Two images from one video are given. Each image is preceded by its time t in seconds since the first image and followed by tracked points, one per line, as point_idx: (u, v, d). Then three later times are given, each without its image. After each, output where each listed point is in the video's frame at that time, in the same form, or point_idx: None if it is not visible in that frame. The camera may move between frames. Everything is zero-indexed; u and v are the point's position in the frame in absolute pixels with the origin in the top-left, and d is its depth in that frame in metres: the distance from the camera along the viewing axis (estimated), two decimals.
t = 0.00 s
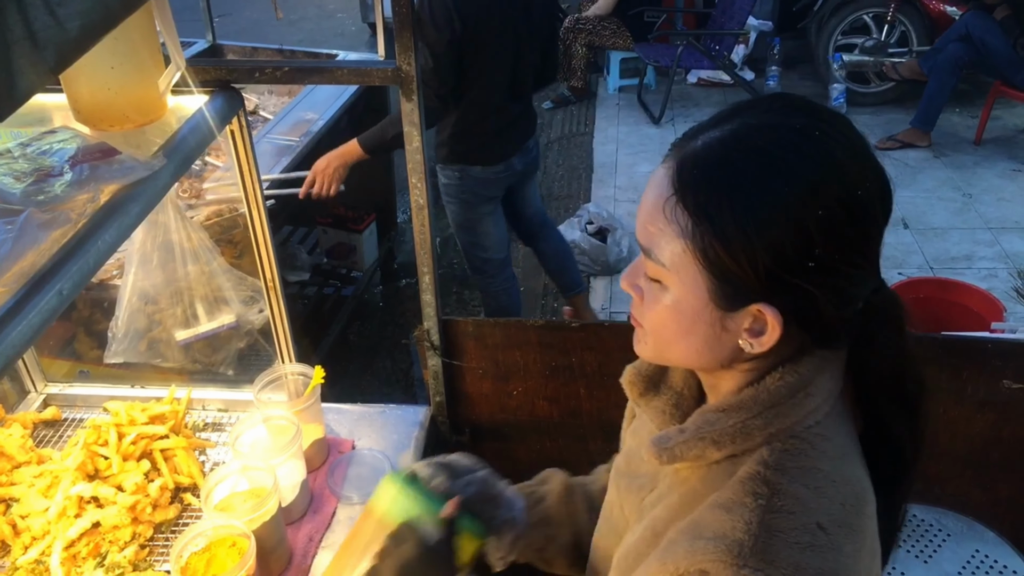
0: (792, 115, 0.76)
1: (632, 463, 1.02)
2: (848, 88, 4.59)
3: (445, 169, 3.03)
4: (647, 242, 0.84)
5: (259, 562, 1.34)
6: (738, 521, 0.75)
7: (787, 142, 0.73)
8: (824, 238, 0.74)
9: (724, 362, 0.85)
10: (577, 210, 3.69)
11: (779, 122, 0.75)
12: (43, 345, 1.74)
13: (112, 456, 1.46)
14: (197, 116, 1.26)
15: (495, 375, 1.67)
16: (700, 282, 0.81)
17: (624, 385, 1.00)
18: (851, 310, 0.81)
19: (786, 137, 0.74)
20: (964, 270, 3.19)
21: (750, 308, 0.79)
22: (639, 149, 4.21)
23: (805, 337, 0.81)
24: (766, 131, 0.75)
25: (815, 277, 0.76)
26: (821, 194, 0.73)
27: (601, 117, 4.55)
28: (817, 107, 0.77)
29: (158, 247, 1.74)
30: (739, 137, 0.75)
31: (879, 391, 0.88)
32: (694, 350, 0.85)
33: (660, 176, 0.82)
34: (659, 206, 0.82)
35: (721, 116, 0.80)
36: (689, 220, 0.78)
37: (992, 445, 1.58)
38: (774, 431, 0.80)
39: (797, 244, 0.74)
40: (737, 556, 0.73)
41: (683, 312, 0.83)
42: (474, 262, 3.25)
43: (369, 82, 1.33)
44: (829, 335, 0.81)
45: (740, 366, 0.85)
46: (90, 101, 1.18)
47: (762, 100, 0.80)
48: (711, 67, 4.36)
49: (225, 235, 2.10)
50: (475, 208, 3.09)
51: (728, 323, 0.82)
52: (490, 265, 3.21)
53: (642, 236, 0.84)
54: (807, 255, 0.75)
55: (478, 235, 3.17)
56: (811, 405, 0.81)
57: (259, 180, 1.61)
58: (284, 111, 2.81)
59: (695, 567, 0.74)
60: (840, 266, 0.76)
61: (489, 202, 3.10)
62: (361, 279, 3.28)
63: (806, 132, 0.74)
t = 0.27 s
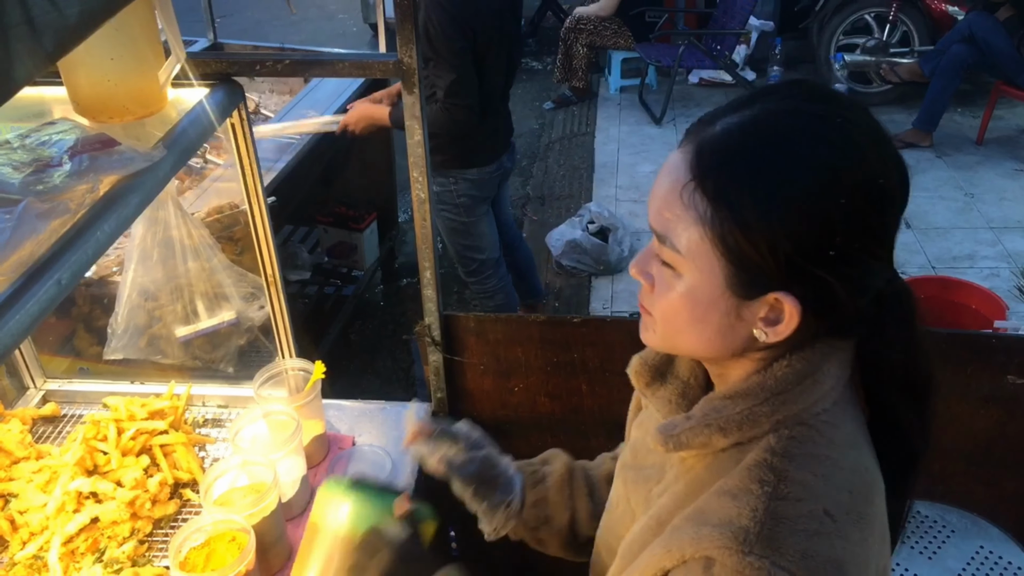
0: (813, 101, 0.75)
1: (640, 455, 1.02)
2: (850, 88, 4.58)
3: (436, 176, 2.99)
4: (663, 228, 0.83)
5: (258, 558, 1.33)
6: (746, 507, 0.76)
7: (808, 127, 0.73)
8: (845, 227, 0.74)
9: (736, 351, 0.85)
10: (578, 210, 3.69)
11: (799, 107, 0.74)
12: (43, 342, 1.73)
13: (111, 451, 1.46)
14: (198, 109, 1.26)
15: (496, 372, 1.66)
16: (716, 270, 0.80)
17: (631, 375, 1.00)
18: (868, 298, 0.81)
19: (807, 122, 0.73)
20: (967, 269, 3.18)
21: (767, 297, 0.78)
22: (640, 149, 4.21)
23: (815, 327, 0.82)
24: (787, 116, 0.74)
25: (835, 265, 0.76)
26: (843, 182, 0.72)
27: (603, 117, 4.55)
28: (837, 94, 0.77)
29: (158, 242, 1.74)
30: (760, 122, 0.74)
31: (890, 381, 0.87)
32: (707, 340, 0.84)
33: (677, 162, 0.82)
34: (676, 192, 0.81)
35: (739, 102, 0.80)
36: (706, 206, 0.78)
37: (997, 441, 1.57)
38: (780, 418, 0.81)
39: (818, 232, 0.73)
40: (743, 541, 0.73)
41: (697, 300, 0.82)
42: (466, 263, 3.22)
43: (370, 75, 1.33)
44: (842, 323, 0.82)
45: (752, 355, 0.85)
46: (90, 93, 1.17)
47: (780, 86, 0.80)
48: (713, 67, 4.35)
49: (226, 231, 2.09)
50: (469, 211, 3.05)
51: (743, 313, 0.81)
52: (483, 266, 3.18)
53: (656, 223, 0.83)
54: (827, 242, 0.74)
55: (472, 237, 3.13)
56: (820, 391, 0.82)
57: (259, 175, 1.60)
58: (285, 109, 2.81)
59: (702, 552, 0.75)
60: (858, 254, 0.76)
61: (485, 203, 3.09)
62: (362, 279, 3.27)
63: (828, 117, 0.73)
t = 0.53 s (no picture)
0: (837, 61, 0.73)
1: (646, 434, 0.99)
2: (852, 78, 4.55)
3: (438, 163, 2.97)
4: (679, 193, 0.81)
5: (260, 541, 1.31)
6: (769, 480, 0.73)
7: (833, 87, 0.71)
8: (872, 190, 0.72)
9: (752, 323, 0.82)
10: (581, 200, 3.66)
11: (823, 67, 0.73)
12: (40, 326, 1.71)
13: (111, 435, 1.44)
14: (197, 85, 1.24)
15: (500, 356, 1.64)
16: (735, 237, 0.78)
17: (641, 349, 0.98)
18: (891, 270, 0.79)
19: (832, 82, 0.71)
20: (971, 258, 3.16)
21: (788, 264, 0.76)
22: (642, 139, 4.18)
23: (837, 297, 0.79)
24: (811, 76, 0.72)
25: (860, 230, 0.74)
26: (870, 142, 0.70)
27: (604, 108, 4.52)
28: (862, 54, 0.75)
29: (157, 227, 1.73)
30: (783, 82, 0.73)
31: (910, 354, 0.85)
32: (724, 310, 0.82)
33: (695, 125, 0.79)
34: (694, 156, 0.79)
35: (760, 63, 0.78)
36: (727, 170, 0.76)
37: (1008, 424, 1.55)
38: (802, 391, 0.78)
39: (844, 195, 0.71)
40: (767, 514, 0.71)
41: (715, 269, 0.80)
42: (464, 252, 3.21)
43: (372, 52, 1.30)
44: (867, 294, 0.79)
45: (773, 328, 0.82)
46: (88, 68, 1.15)
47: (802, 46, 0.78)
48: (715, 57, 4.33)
49: (226, 217, 2.06)
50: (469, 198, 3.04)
51: (763, 281, 0.79)
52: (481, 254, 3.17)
53: (673, 189, 0.81)
54: (854, 205, 0.72)
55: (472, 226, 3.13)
56: (845, 362, 0.79)
57: (260, 155, 1.58)
58: (284, 96, 2.78)
59: (723, 527, 0.72)
60: (885, 219, 0.74)
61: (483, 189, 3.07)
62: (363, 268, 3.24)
63: (854, 77, 0.72)
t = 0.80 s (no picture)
0: (857, 5, 0.70)
1: (666, 406, 0.96)
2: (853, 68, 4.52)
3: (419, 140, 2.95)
4: (696, 156, 0.77)
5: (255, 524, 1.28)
6: (799, 450, 0.70)
7: (854, 35, 0.67)
8: (899, 144, 0.68)
9: (780, 291, 0.79)
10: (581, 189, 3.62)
11: (841, 13, 0.69)
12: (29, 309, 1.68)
13: (101, 417, 1.40)
14: (189, 55, 1.19)
15: (501, 337, 1.61)
16: (757, 199, 0.74)
17: (660, 318, 0.94)
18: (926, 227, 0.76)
19: (853, 29, 0.68)
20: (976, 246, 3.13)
21: (815, 225, 0.73)
22: (642, 129, 4.15)
23: (871, 257, 0.75)
24: (830, 23, 0.68)
25: (889, 186, 0.70)
26: (895, 92, 0.67)
27: (603, 97, 4.48)
28: None
29: (149, 208, 1.74)
30: (801, 32, 0.69)
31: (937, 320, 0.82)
32: (748, 280, 0.78)
33: (709, 84, 0.76)
34: (710, 116, 0.75)
35: (774, 13, 0.74)
36: (746, 129, 0.72)
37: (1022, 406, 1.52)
38: (836, 356, 0.75)
39: (870, 151, 0.68)
40: (800, 484, 0.68)
41: (737, 235, 0.76)
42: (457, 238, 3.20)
43: (369, 21, 1.25)
44: (898, 254, 0.76)
45: (801, 293, 0.79)
46: (75, 34, 1.11)
47: None
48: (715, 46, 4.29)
49: (221, 199, 2.02)
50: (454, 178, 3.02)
51: (789, 244, 0.75)
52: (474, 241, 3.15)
53: (689, 152, 0.78)
54: (881, 160, 0.68)
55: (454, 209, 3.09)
56: (880, 330, 0.76)
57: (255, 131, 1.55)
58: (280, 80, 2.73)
59: (751, 497, 0.70)
60: (915, 174, 0.70)
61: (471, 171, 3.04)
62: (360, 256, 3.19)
63: (877, 23, 0.68)
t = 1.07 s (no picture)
0: None
1: (681, 389, 0.97)
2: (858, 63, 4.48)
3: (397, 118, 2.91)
4: (711, 132, 0.74)
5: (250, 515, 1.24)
6: (832, 431, 0.70)
7: None
8: (931, 94, 0.65)
9: (815, 263, 0.76)
10: (583, 183, 3.59)
11: None
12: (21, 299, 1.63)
13: (93, 406, 1.36)
14: (183, 30, 1.16)
15: (504, 326, 1.57)
16: (782, 170, 0.71)
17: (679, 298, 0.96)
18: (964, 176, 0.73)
19: None
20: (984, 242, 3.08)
21: (849, 191, 0.70)
22: (645, 124, 4.11)
23: (898, 229, 0.75)
24: None
25: (921, 141, 0.68)
26: (922, 40, 0.64)
27: (605, 93, 4.45)
28: None
29: (145, 197, 1.71)
30: None
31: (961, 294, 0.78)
32: (781, 256, 0.75)
33: (719, 53, 0.73)
34: (722, 89, 0.72)
35: None
36: (761, 98, 0.69)
37: None
38: (869, 333, 0.75)
39: (903, 104, 0.65)
40: (834, 468, 0.68)
41: (765, 210, 0.73)
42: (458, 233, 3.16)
43: None
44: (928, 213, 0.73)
45: (837, 264, 0.76)
46: (66, 6, 1.07)
47: None
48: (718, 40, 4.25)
49: (218, 188, 1.99)
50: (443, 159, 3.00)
51: (822, 214, 0.72)
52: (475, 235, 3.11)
53: (704, 129, 0.75)
54: (912, 116, 0.66)
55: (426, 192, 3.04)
56: (917, 301, 0.76)
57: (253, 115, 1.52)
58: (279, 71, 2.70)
59: (782, 482, 0.70)
60: (949, 126, 0.68)
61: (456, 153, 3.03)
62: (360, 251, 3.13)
63: None
